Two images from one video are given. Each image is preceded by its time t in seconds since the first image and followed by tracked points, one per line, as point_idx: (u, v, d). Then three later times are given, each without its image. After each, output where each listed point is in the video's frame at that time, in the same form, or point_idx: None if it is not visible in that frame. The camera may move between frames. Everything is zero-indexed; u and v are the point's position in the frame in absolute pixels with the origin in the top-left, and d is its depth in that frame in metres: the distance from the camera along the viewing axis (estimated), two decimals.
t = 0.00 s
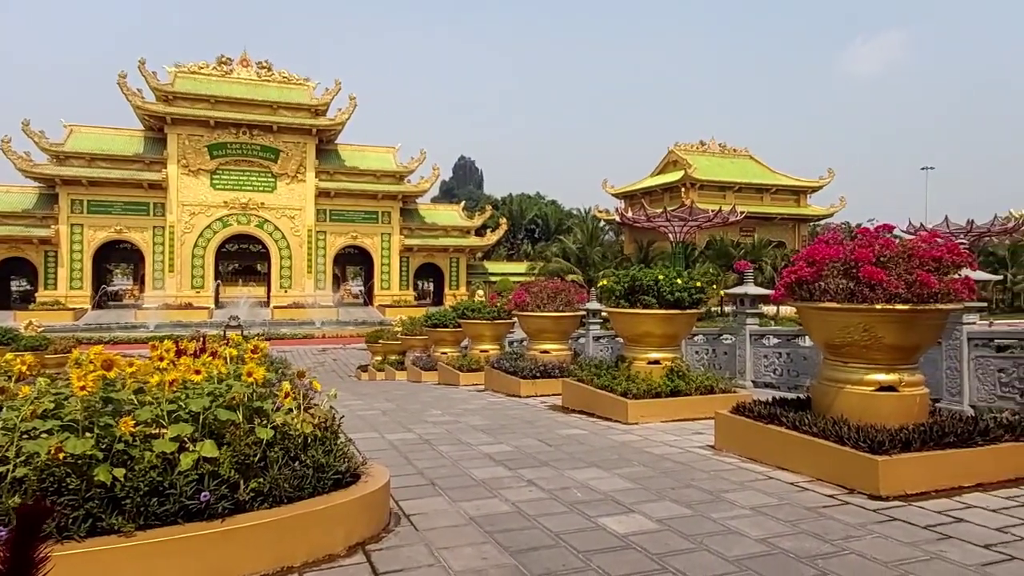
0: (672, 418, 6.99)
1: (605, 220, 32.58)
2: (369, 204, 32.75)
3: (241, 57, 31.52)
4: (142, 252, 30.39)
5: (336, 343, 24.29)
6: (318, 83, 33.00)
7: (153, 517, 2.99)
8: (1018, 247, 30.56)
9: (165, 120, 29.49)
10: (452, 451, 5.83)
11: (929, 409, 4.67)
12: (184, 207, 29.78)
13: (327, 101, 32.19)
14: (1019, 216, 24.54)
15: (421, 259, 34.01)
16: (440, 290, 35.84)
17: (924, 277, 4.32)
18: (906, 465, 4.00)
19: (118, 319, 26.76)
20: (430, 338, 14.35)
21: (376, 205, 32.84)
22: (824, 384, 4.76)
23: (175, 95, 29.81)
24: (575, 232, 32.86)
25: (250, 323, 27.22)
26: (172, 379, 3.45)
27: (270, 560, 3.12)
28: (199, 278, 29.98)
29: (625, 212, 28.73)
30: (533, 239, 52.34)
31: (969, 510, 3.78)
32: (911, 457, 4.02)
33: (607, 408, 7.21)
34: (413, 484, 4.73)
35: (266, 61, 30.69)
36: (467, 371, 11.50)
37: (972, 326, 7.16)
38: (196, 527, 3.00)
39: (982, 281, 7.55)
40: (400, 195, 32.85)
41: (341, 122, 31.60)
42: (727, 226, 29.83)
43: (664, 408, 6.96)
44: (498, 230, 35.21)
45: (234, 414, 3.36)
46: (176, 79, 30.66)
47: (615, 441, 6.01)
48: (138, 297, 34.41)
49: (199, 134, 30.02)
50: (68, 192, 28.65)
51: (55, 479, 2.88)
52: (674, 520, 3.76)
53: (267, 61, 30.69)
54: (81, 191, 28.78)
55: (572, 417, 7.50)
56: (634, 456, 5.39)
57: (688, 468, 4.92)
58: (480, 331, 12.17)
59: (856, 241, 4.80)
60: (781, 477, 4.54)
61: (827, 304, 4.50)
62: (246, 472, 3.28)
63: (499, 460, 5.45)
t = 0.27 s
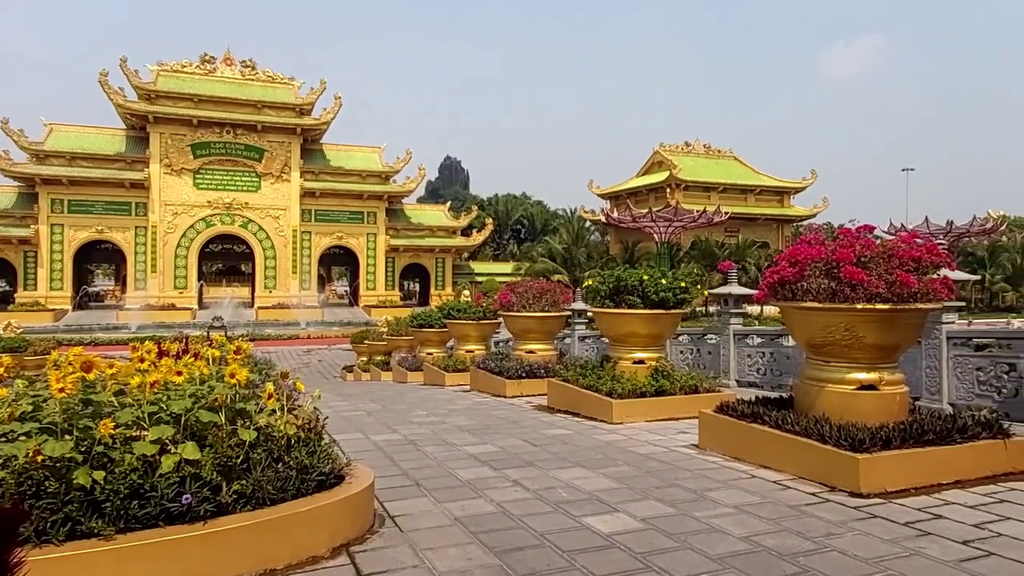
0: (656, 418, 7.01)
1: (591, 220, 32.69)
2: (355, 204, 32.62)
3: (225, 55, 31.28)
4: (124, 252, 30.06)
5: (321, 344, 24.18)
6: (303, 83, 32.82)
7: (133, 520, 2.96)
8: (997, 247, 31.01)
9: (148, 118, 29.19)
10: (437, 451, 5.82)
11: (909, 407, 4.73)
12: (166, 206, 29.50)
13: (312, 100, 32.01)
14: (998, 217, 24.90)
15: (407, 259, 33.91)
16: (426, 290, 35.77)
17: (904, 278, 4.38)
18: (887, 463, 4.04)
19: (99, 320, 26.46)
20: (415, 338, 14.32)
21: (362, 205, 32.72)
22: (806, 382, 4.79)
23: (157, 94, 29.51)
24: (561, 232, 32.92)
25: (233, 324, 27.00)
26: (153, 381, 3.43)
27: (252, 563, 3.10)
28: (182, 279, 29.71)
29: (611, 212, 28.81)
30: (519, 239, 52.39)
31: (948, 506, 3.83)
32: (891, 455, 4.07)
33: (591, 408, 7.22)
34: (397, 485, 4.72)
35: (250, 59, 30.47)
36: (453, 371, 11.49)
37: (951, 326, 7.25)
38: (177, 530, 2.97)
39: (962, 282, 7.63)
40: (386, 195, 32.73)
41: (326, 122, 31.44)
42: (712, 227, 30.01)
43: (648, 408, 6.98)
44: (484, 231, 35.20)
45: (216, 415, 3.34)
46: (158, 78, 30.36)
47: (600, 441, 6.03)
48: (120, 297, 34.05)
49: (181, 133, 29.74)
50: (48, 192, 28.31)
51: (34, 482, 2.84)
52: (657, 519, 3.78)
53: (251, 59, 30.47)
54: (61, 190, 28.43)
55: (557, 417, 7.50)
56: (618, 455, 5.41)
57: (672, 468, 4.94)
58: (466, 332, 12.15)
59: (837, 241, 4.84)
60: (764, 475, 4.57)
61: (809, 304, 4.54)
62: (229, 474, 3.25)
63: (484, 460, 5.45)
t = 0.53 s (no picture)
0: (639, 418, 7.04)
1: (575, 220, 32.77)
2: (339, 204, 32.45)
3: (206, 54, 31.00)
4: (104, 252, 29.70)
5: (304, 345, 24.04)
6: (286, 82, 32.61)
7: (112, 523, 2.93)
8: (974, 248, 31.49)
9: (128, 117, 28.86)
10: (421, 452, 5.80)
11: (888, 405, 4.79)
12: (147, 206, 29.18)
13: (295, 100, 31.81)
14: (975, 218, 25.27)
15: (391, 259, 33.81)
16: (410, 291, 35.67)
17: (882, 278, 4.43)
18: (866, 462, 4.09)
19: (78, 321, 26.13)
20: (399, 339, 14.28)
21: (346, 206, 32.56)
22: (787, 382, 4.83)
23: (137, 92, 29.18)
24: (546, 233, 32.97)
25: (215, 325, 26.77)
26: (132, 383, 3.39)
27: (233, 566, 3.07)
28: (163, 279, 29.41)
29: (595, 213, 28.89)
30: (504, 239, 52.42)
31: (925, 503, 3.88)
32: (870, 454, 4.12)
33: (576, 408, 7.24)
34: (380, 486, 4.70)
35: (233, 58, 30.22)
36: (437, 372, 11.47)
37: (929, 325, 7.35)
38: (156, 534, 2.94)
39: (939, 282, 7.73)
40: (370, 195, 32.60)
41: (310, 122, 31.26)
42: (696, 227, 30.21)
43: (632, 408, 7.01)
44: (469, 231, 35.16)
45: (196, 417, 3.30)
46: (139, 76, 30.03)
47: (584, 441, 6.04)
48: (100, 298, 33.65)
49: (162, 132, 29.43)
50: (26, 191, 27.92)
51: (10, 486, 2.80)
52: (640, 519, 3.79)
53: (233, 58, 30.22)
54: (39, 189, 28.04)
55: (542, 417, 7.51)
56: (602, 455, 5.43)
57: (655, 467, 4.96)
58: (450, 332, 12.12)
59: (817, 242, 4.89)
60: (746, 474, 4.61)
61: (790, 305, 4.58)
62: (209, 477, 3.22)
63: (468, 461, 5.44)
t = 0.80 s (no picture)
0: (624, 417, 7.07)
1: (561, 221, 32.85)
2: (324, 204, 32.29)
3: (190, 52, 30.74)
4: (85, 252, 29.34)
5: (289, 345, 23.90)
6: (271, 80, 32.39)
7: (92, 527, 2.89)
8: (954, 249, 31.88)
9: (109, 115, 28.54)
10: (406, 453, 5.78)
11: (868, 404, 4.84)
12: (129, 205, 28.87)
13: (280, 99, 31.63)
14: (955, 219, 25.62)
15: (377, 259, 33.68)
16: (396, 291, 35.56)
17: (863, 278, 4.48)
18: (847, 460, 4.13)
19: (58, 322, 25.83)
20: (385, 339, 14.22)
21: (331, 205, 32.40)
22: (771, 381, 4.87)
23: (119, 90, 28.87)
24: (532, 233, 33.01)
25: (199, 325, 26.54)
26: (112, 384, 3.35)
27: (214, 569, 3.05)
28: (146, 279, 29.12)
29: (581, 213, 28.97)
30: (490, 239, 52.41)
31: (905, 501, 3.92)
32: (852, 452, 4.16)
33: (560, 408, 7.25)
34: (365, 487, 4.68)
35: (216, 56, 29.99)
36: (423, 373, 11.44)
37: (909, 325, 7.43)
38: (136, 537, 2.91)
39: (920, 282, 7.81)
40: (356, 195, 32.46)
41: (295, 121, 31.06)
42: (681, 228, 30.36)
43: (616, 408, 7.03)
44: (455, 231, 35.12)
45: (178, 419, 3.28)
46: (121, 74, 29.71)
47: (569, 441, 6.05)
48: (81, 298, 33.25)
49: (145, 131, 29.13)
50: (5, 189, 27.54)
51: None
52: (624, 518, 3.80)
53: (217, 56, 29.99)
54: (19, 188, 27.66)
55: (527, 417, 7.51)
56: (587, 455, 5.45)
57: (640, 467, 4.98)
58: (436, 332, 12.09)
59: (800, 242, 4.93)
60: (729, 473, 4.64)
61: (773, 305, 4.61)
62: (191, 479, 3.19)
63: (453, 461, 5.44)
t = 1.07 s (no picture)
0: (610, 418, 7.08)
1: (548, 221, 32.94)
2: (309, 204, 32.11)
3: (173, 50, 30.48)
4: (66, 252, 28.99)
5: (274, 346, 23.75)
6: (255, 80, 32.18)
7: (72, 530, 2.86)
8: (935, 250, 32.27)
9: (91, 114, 28.22)
10: (392, 454, 5.76)
11: (851, 403, 4.89)
12: (111, 205, 28.57)
13: (265, 98, 31.43)
14: (937, 220, 25.93)
15: (363, 260, 33.56)
16: (382, 292, 35.43)
17: (846, 279, 4.52)
18: (831, 458, 4.17)
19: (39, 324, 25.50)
20: (371, 340, 14.16)
21: (317, 206, 32.23)
22: (755, 381, 4.90)
23: (101, 89, 28.56)
24: (518, 234, 33.01)
25: (182, 326, 26.32)
26: (93, 386, 3.31)
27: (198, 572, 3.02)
28: (128, 280, 28.83)
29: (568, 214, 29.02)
30: (476, 240, 52.37)
31: (887, 499, 3.96)
32: (835, 450, 4.20)
33: (547, 408, 7.26)
34: (351, 489, 4.66)
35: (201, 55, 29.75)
36: (409, 373, 11.41)
37: (891, 325, 7.51)
38: (117, 540, 2.88)
39: (901, 283, 7.90)
40: (342, 195, 32.32)
41: (280, 120, 30.89)
42: (667, 229, 30.48)
43: (602, 408, 7.04)
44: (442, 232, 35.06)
45: (160, 422, 3.25)
46: (103, 72, 29.39)
47: (556, 442, 6.06)
48: (62, 299, 32.84)
49: (127, 130, 28.83)
50: None
51: None
52: (610, 518, 3.81)
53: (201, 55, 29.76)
54: None
55: (513, 418, 7.51)
56: (574, 455, 5.45)
57: (626, 467, 5.00)
58: (422, 333, 12.05)
59: (784, 243, 4.97)
60: (714, 472, 4.66)
61: (758, 305, 4.65)
62: (174, 482, 3.17)
63: (440, 462, 5.42)
